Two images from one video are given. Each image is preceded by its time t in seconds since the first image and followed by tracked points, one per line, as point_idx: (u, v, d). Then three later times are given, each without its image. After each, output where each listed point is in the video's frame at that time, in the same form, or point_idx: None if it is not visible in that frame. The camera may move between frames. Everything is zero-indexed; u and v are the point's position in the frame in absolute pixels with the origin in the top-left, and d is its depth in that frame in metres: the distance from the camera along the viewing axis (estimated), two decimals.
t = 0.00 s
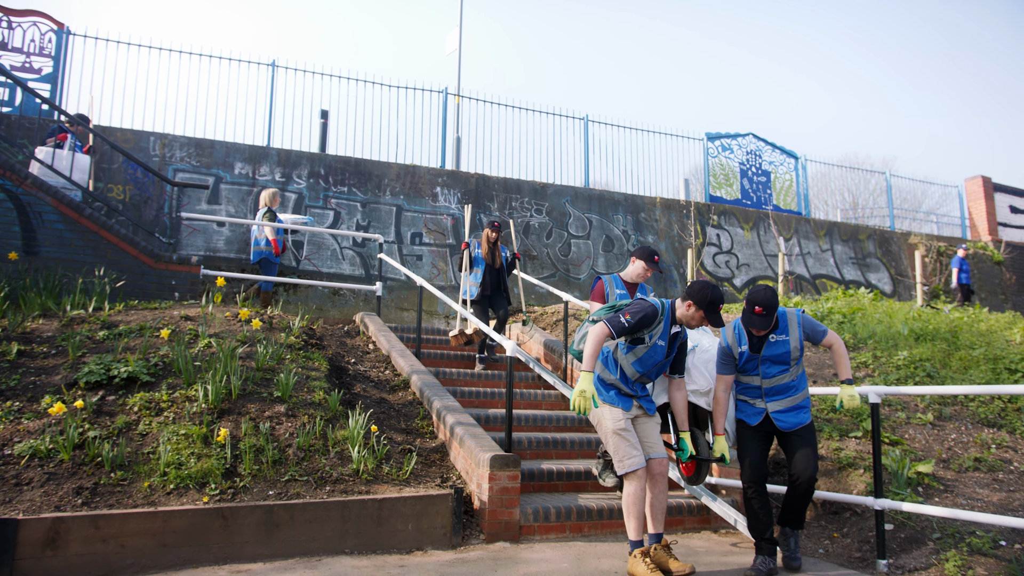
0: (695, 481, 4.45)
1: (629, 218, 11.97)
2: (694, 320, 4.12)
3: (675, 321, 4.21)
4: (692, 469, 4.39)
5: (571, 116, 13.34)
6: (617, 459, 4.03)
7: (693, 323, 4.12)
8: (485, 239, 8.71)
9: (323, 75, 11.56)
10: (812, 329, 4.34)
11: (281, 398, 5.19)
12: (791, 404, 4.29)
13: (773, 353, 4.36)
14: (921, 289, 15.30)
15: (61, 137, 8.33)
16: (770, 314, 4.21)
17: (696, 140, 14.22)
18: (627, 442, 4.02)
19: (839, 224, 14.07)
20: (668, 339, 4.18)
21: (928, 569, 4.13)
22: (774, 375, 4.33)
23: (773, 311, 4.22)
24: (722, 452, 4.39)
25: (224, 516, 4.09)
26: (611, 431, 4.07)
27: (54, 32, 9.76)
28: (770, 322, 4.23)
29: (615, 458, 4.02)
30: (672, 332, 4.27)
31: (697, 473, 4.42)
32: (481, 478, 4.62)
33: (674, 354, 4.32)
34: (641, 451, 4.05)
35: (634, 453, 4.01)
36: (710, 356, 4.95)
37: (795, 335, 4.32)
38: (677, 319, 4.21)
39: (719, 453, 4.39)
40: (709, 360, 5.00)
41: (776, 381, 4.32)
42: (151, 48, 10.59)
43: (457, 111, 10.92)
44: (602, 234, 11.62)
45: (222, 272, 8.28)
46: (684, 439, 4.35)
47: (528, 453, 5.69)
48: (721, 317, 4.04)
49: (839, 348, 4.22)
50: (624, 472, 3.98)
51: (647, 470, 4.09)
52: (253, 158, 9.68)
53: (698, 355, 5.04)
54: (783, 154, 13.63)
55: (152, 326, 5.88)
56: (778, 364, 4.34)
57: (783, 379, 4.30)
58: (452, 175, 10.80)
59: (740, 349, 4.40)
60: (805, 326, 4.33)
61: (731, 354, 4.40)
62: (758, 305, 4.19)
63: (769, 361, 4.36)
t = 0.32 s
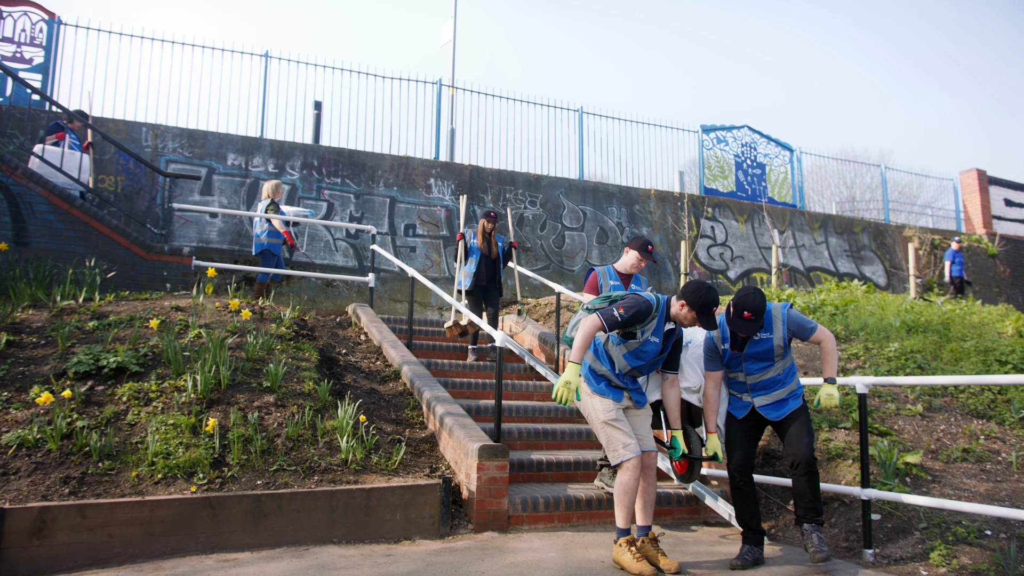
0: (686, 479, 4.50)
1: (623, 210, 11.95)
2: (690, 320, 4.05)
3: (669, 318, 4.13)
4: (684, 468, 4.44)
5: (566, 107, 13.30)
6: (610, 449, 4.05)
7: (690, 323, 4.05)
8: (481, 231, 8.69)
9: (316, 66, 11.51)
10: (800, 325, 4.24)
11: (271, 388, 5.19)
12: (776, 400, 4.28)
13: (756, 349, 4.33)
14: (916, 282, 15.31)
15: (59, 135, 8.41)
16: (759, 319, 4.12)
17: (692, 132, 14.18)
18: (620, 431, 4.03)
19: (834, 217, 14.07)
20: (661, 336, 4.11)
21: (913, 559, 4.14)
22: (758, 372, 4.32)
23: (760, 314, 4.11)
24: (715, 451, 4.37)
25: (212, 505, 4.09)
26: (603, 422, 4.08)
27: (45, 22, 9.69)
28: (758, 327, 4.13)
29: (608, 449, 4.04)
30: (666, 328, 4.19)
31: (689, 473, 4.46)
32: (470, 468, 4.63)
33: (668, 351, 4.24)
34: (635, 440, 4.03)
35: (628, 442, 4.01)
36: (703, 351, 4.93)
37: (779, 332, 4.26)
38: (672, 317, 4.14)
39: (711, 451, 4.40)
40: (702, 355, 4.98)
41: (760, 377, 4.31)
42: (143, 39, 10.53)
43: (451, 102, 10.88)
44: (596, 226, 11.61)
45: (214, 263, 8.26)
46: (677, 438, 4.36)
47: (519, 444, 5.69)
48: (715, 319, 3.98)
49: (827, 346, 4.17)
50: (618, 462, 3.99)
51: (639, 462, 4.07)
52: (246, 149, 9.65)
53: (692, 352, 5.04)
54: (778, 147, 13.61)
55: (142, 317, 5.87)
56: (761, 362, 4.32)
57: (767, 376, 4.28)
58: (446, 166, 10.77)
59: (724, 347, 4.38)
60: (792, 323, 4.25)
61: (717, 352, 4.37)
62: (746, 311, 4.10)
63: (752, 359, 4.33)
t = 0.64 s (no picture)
0: (680, 477, 4.37)
1: (618, 202, 11.94)
2: (682, 322, 4.01)
3: (660, 318, 4.11)
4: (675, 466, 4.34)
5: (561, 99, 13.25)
6: (592, 435, 4.04)
7: (682, 324, 4.01)
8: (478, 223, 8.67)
9: (310, 57, 11.46)
10: (790, 323, 4.16)
11: (260, 378, 5.19)
12: (767, 395, 4.27)
13: (747, 345, 4.28)
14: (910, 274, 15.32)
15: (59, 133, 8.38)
16: (748, 319, 4.04)
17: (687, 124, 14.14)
18: (604, 418, 4.03)
19: (829, 209, 14.06)
20: (652, 335, 4.10)
21: (900, 548, 4.16)
22: (748, 367, 4.30)
23: (750, 315, 4.03)
24: (707, 449, 4.35)
25: (199, 495, 4.09)
26: (587, 408, 4.07)
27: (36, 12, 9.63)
28: (747, 326, 4.05)
29: (590, 435, 4.03)
30: (657, 328, 4.16)
31: (682, 471, 4.35)
32: (459, 458, 4.64)
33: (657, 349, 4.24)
34: (618, 427, 4.03)
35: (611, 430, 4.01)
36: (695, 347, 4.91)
37: (770, 328, 4.19)
38: (664, 317, 4.10)
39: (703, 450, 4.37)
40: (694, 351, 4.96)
41: (750, 372, 4.29)
42: (135, 29, 10.47)
43: (445, 94, 10.85)
44: (590, 218, 11.59)
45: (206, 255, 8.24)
46: (668, 436, 4.32)
47: (510, 434, 5.70)
48: (706, 322, 3.90)
49: (815, 349, 4.09)
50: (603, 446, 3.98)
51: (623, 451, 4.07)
52: (239, 140, 9.62)
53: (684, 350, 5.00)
54: (773, 139, 13.59)
55: (132, 308, 5.86)
56: (752, 357, 4.28)
57: (758, 371, 4.25)
58: (440, 158, 10.74)
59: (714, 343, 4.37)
60: (782, 320, 4.17)
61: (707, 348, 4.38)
62: (736, 312, 4.02)
63: (743, 354, 4.30)
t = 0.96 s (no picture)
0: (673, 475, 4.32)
1: (613, 193, 11.92)
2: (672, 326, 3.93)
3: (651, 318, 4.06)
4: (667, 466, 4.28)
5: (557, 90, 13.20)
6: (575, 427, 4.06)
7: (673, 327, 3.94)
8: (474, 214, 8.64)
9: (304, 48, 11.41)
10: (783, 324, 4.08)
11: (251, 368, 5.19)
12: (763, 392, 4.20)
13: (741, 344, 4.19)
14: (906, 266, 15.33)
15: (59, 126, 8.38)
16: (739, 321, 3.95)
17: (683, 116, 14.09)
18: (586, 411, 4.04)
19: (825, 201, 14.04)
20: (640, 335, 4.07)
21: (887, 538, 4.17)
22: (743, 365, 4.22)
23: (741, 319, 3.95)
24: (700, 447, 4.36)
25: (188, 485, 4.09)
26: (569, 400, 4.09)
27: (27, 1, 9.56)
28: (739, 328, 3.97)
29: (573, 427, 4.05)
30: (647, 327, 4.13)
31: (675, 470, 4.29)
32: (449, 448, 4.64)
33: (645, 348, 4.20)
34: (600, 419, 4.06)
35: (593, 422, 4.03)
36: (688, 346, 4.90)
37: (764, 328, 4.10)
38: (655, 317, 4.04)
39: (696, 449, 4.36)
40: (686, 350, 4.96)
41: (745, 370, 4.22)
42: (127, 19, 10.39)
43: (440, 85, 10.81)
44: (585, 210, 11.57)
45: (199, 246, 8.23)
46: (660, 436, 4.33)
47: (501, 425, 5.71)
48: (696, 327, 3.84)
49: (805, 355, 4.00)
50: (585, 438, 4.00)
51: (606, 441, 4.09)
52: (233, 131, 9.58)
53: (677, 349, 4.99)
54: (769, 131, 13.56)
55: (123, 299, 5.85)
56: (746, 356, 4.21)
57: (753, 369, 4.19)
58: (435, 149, 10.71)
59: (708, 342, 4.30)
60: (776, 320, 4.08)
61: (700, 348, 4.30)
62: (726, 314, 3.94)
63: (737, 353, 4.23)
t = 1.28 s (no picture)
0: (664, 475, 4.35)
1: (608, 185, 11.90)
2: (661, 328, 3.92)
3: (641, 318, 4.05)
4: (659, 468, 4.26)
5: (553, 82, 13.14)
6: (563, 418, 4.07)
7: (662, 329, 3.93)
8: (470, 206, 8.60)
9: (299, 39, 11.35)
10: (779, 329, 4.01)
11: (241, 359, 5.19)
12: (761, 389, 4.19)
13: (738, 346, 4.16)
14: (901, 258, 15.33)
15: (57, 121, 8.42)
16: (733, 328, 3.92)
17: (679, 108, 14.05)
18: (574, 402, 4.05)
19: (821, 193, 14.03)
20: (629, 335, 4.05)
21: (876, 529, 4.18)
22: (741, 365, 4.20)
23: (734, 326, 3.91)
24: (692, 449, 4.32)
25: (177, 475, 4.09)
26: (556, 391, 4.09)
27: None
28: (733, 335, 3.93)
29: (560, 418, 4.06)
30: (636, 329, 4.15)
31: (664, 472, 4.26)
32: (439, 439, 4.64)
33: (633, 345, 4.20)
34: (587, 411, 4.08)
35: (579, 414, 4.04)
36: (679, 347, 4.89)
37: (761, 331, 4.05)
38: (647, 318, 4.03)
39: (689, 449, 4.33)
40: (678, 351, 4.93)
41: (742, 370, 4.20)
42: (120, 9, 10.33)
43: (435, 76, 10.76)
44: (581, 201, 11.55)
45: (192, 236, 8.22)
46: (651, 438, 4.24)
47: (493, 416, 5.71)
48: (685, 330, 3.82)
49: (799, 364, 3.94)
50: (571, 429, 4.02)
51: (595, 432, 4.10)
52: (226, 122, 9.55)
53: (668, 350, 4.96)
54: (766, 123, 13.51)
55: (114, 289, 5.83)
56: (743, 356, 4.18)
57: (751, 369, 4.17)
58: (429, 141, 10.68)
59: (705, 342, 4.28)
60: (772, 325, 4.02)
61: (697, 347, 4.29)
62: (720, 321, 3.90)
63: (735, 354, 4.20)
